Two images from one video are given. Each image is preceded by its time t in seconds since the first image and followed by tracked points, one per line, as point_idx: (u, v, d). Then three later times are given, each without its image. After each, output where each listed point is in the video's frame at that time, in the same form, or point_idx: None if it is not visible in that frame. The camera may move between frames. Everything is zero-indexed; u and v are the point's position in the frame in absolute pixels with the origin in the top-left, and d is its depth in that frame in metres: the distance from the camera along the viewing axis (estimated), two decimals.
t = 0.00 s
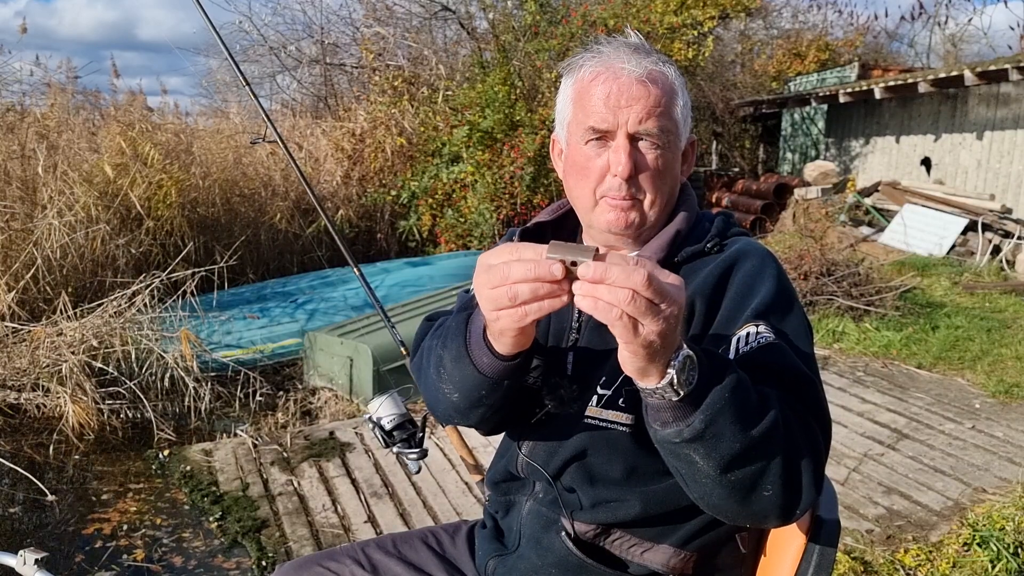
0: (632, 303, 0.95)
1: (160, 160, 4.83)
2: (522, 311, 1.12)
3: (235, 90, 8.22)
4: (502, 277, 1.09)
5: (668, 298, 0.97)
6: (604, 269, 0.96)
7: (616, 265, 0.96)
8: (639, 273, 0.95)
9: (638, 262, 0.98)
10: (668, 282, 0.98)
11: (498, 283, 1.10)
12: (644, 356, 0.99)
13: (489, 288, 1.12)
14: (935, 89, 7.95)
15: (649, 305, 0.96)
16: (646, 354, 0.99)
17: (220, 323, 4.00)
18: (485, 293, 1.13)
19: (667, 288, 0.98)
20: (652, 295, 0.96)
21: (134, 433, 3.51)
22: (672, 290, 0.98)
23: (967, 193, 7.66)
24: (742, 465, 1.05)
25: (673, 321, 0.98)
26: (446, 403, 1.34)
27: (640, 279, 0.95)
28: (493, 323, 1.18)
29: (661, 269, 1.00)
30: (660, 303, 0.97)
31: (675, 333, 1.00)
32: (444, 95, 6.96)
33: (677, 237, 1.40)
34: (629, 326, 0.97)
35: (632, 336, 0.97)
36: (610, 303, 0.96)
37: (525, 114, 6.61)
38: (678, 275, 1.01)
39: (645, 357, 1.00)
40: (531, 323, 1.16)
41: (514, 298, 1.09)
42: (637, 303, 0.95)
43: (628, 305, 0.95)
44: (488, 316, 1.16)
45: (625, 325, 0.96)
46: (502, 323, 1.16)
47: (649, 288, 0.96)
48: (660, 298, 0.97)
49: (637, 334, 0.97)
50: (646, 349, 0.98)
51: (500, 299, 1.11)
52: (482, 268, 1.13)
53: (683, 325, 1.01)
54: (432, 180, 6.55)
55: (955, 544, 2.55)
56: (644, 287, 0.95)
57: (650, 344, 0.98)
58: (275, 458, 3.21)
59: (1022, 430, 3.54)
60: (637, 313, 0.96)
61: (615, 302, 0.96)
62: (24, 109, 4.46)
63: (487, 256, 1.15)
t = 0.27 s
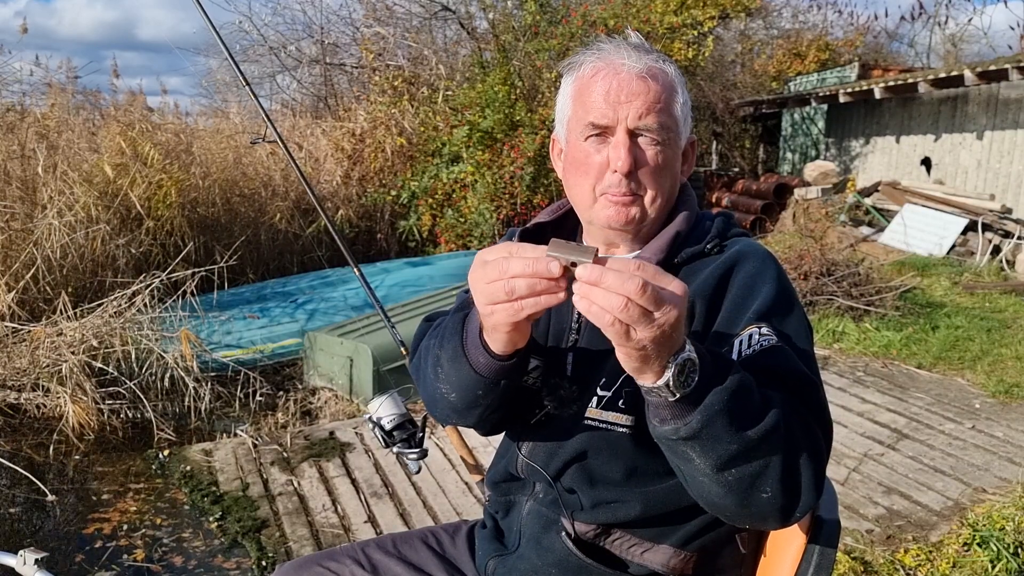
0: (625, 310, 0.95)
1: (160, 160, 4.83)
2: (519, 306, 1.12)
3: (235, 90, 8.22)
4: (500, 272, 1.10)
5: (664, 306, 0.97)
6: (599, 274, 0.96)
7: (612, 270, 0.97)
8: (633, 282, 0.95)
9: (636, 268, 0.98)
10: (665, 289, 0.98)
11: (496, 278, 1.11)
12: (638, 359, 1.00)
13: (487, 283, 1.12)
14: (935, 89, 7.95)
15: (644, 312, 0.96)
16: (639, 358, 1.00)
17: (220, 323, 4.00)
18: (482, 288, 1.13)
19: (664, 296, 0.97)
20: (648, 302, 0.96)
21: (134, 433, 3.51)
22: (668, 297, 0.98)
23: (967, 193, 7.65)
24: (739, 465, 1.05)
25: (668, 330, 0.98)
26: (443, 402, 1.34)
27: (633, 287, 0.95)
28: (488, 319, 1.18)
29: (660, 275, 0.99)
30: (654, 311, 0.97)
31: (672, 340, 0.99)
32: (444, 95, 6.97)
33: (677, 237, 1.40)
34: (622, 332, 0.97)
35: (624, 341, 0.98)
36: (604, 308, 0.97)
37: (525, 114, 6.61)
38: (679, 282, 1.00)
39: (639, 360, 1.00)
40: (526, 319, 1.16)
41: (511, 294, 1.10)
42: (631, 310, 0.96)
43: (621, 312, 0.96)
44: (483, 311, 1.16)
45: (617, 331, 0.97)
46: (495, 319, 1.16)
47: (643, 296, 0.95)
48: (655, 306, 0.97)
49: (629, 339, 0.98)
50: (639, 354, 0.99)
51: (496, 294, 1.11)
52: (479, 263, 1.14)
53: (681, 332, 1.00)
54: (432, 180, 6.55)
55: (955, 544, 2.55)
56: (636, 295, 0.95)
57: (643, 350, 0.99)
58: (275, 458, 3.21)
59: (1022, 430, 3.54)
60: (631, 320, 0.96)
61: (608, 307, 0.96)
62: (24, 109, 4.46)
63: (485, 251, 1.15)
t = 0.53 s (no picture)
0: (632, 306, 0.95)
1: (160, 160, 4.83)
2: (523, 307, 1.12)
3: (235, 90, 8.22)
4: (503, 273, 1.10)
5: (670, 303, 0.97)
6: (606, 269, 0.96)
7: (618, 266, 0.96)
8: (639, 277, 0.95)
9: (642, 265, 0.98)
10: (670, 286, 0.98)
11: (500, 278, 1.10)
12: (642, 357, 1.00)
13: (490, 284, 1.12)
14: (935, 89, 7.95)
15: (650, 309, 0.96)
16: (643, 355, 0.99)
17: (220, 323, 4.00)
18: (486, 289, 1.13)
19: (669, 293, 0.97)
20: (654, 298, 0.96)
21: (134, 433, 3.51)
22: (673, 294, 0.98)
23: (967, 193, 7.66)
24: (740, 462, 1.05)
25: (674, 326, 0.98)
26: (446, 401, 1.35)
27: (640, 283, 0.95)
28: (492, 320, 1.18)
29: (666, 273, 0.99)
30: (660, 307, 0.97)
31: (676, 336, 0.99)
32: (444, 95, 6.97)
33: (677, 237, 1.40)
34: (629, 329, 0.97)
35: (630, 338, 0.98)
36: (610, 304, 0.97)
37: (525, 114, 6.61)
38: (684, 280, 1.01)
39: (643, 357, 1.00)
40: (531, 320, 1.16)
41: (515, 294, 1.10)
42: (638, 307, 0.95)
43: (628, 308, 0.95)
44: (488, 311, 1.17)
45: (624, 328, 0.96)
46: (501, 320, 1.16)
47: (650, 292, 0.95)
48: (661, 303, 0.97)
49: (635, 336, 0.97)
50: (644, 351, 0.99)
51: (500, 295, 1.11)
52: (483, 264, 1.14)
53: (685, 329, 1.00)
54: (432, 180, 6.55)
55: (955, 544, 2.55)
56: (643, 291, 0.95)
57: (648, 346, 0.98)
58: (275, 458, 3.21)
59: (1022, 430, 3.54)
60: (638, 317, 0.96)
61: (614, 303, 0.96)
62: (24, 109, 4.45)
63: (489, 252, 1.15)
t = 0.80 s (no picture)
0: (630, 316, 0.96)
1: (160, 160, 4.83)
2: (523, 313, 1.12)
3: (234, 90, 8.22)
4: (502, 279, 1.10)
5: (668, 312, 0.97)
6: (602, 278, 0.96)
7: (616, 274, 0.96)
8: (637, 286, 0.95)
9: (640, 273, 0.98)
10: (668, 293, 0.98)
11: (499, 284, 1.11)
12: (640, 364, 1.00)
13: (489, 290, 1.12)
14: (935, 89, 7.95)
15: (648, 318, 0.96)
16: (642, 362, 1.00)
17: (220, 323, 4.01)
18: (485, 295, 1.13)
19: (668, 301, 0.98)
20: (652, 307, 0.96)
21: (134, 433, 3.51)
22: (672, 301, 0.98)
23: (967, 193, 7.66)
24: (739, 469, 1.06)
25: (672, 335, 0.98)
26: (444, 405, 1.35)
27: (637, 291, 0.95)
28: (493, 325, 1.19)
29: (665, 281, 0.99)
30: (658, 316, 0.97)
31: (675, 344, 1.00)
32: (444, 95, 6.97)
33: (679, 238, 1.40)
34: (627, 339, 0.97)
35: (628, 347, 0.98)
36: (608, 313, 0.97)
37: (525, 114, 6.61)
38: (683, 287, 1.01)
39: (642, 365, 1.00)
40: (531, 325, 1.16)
41: (514, 300, 1.10)
42: (635, 316, 0.96)
43: (626, 317, 0.96)
44: (488, 318, 1.17)
45: (621, 337, 0.97)
46: (501, 325, 1.16)
47: (647, 300, 0.96)
48: (660, 312, 0.97)
49: (633, 345, 0.98)
50: (642, 360, 0.99)
51: (500, 301, 1.12)
52: (482, 269, 1.14)
53: (684, 336, 1.00)
54: (432, 180, 6.55)
55: (955, 544, 2.55)
56: (641, 300, 0.95)
57: (647, 355, 0.99)
58: (275, 458, 3.21)
59: (1022, 430, 3.54)
60: (635, 327, 0.96)
61: (613, 312, 0.96)
62: (24, 109, 4.45)
63: (488, 257, 1.16)
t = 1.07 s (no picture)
0: (630, 308, 0.96)
1: (160, 160, 4.83)
2: (523, 298, 1.12)
3: (234, 90, 8.22)
4: (503, 262, 1.10)
5: (668, 304, 0.97)
6: (600, 271, 0.97)
7: (613, 267, 0.97)
8: (634, 277, 0.96)
9: (641, 266, 0.99)
10: (667, 287, 0.99)
11: (500, 268, 1.11)
12: (644, 359, 1.00)
13: (491, 273, 1.13)
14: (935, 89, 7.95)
15: (648, 311, 0.96)
16: (646, 357, 0.99)
17: (220, 323, 4.01)
18: (486, 280, 1.13)
19: (668, 293, 0.98)
20: (652, 299, 0.97)
21: (134, 433, 3.51)
22: (671, 293, 0.98)
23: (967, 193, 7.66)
24: (743, 470, 1.06)
25: (673, 329, 0.98)
26: (444, 403, 1.35)
27: (636, 282, 0.96)
28: (491, 311, 1.19)
29: (665, 275, 1.00)
30: (658, 307, 0.97)
31: (677, 339, 1.00)
32: (444, 95, 6.97)
33: (679, 239, 1.39)
34: (629, 332, 0.97)
35: (631, 341, 0.98)
36: (610, 307, 0.97)
37: (525, 114, 6.61)
38: (682, 282, 1.01)
39: (644, 360, 1.00)
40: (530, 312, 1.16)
41: (515, 284, 1.10)
42: (636, 308, 0.96)
43: (627, 309, 0.96)
44: (487, 303, 1.17)
45: (622, 330, 0.97)
46: (501, 312, 1.16)
47: (647, 291, 0.96)
48: (660, 303, 0.97)
49: (637, 339, 0.98)
50: (644, 354, 0.99)
51: (500, 285, 1.12)
52: (482, 254, 1.15)
53: (685, 331, 1.00)
54: (432, 180, 6.55)
55: (955, 544, 2.55)
56: (639, 292, 0.96)
57: (649, 349, 0.98)
58: (275, 458, 3.21)
59: (1022, 430, 3.54)
60: (637, 319, 0.96)
61: (613, 306, 0.97)
62: (25, 109, 4.45)
63: (490, 243, 1.16)
